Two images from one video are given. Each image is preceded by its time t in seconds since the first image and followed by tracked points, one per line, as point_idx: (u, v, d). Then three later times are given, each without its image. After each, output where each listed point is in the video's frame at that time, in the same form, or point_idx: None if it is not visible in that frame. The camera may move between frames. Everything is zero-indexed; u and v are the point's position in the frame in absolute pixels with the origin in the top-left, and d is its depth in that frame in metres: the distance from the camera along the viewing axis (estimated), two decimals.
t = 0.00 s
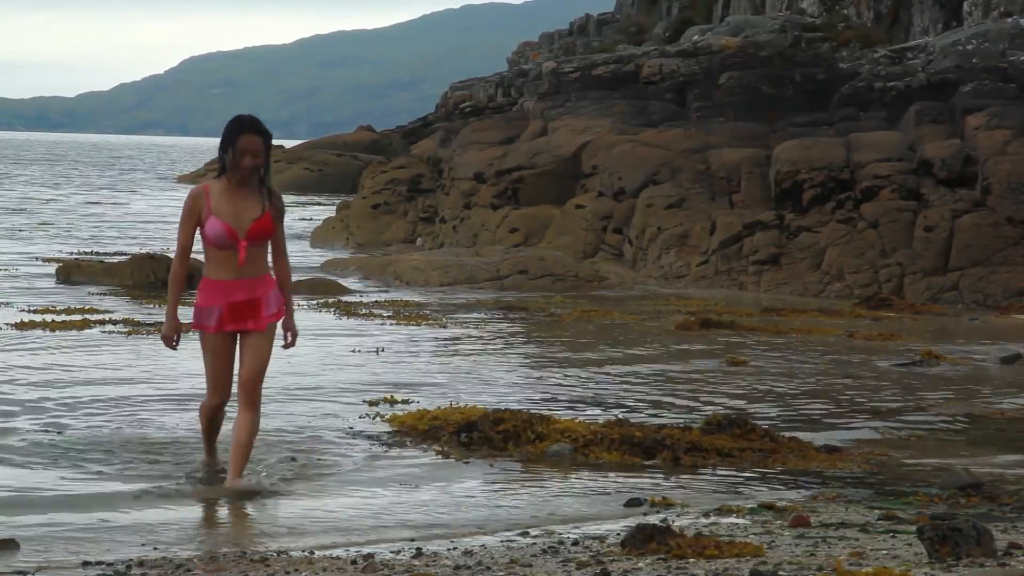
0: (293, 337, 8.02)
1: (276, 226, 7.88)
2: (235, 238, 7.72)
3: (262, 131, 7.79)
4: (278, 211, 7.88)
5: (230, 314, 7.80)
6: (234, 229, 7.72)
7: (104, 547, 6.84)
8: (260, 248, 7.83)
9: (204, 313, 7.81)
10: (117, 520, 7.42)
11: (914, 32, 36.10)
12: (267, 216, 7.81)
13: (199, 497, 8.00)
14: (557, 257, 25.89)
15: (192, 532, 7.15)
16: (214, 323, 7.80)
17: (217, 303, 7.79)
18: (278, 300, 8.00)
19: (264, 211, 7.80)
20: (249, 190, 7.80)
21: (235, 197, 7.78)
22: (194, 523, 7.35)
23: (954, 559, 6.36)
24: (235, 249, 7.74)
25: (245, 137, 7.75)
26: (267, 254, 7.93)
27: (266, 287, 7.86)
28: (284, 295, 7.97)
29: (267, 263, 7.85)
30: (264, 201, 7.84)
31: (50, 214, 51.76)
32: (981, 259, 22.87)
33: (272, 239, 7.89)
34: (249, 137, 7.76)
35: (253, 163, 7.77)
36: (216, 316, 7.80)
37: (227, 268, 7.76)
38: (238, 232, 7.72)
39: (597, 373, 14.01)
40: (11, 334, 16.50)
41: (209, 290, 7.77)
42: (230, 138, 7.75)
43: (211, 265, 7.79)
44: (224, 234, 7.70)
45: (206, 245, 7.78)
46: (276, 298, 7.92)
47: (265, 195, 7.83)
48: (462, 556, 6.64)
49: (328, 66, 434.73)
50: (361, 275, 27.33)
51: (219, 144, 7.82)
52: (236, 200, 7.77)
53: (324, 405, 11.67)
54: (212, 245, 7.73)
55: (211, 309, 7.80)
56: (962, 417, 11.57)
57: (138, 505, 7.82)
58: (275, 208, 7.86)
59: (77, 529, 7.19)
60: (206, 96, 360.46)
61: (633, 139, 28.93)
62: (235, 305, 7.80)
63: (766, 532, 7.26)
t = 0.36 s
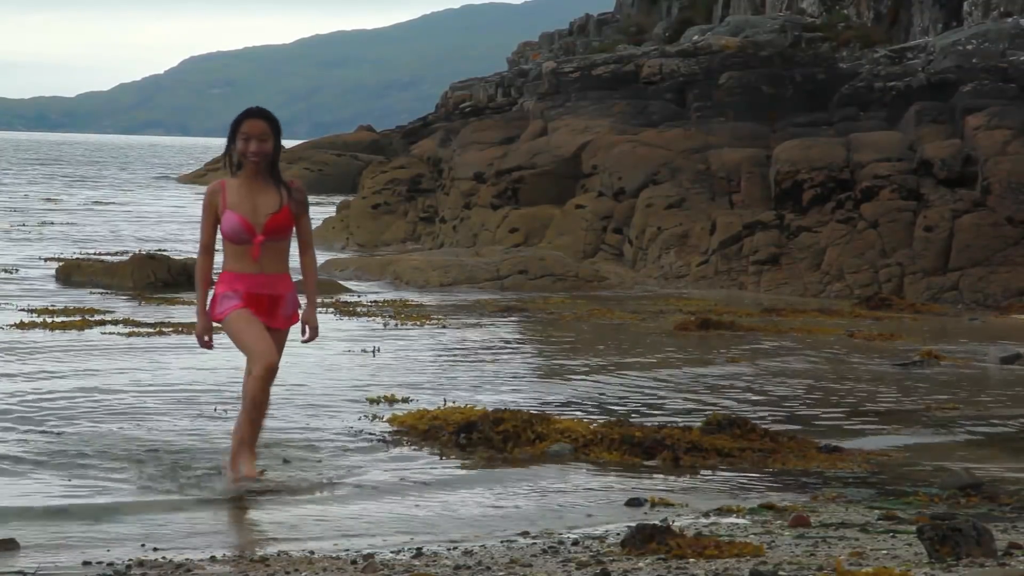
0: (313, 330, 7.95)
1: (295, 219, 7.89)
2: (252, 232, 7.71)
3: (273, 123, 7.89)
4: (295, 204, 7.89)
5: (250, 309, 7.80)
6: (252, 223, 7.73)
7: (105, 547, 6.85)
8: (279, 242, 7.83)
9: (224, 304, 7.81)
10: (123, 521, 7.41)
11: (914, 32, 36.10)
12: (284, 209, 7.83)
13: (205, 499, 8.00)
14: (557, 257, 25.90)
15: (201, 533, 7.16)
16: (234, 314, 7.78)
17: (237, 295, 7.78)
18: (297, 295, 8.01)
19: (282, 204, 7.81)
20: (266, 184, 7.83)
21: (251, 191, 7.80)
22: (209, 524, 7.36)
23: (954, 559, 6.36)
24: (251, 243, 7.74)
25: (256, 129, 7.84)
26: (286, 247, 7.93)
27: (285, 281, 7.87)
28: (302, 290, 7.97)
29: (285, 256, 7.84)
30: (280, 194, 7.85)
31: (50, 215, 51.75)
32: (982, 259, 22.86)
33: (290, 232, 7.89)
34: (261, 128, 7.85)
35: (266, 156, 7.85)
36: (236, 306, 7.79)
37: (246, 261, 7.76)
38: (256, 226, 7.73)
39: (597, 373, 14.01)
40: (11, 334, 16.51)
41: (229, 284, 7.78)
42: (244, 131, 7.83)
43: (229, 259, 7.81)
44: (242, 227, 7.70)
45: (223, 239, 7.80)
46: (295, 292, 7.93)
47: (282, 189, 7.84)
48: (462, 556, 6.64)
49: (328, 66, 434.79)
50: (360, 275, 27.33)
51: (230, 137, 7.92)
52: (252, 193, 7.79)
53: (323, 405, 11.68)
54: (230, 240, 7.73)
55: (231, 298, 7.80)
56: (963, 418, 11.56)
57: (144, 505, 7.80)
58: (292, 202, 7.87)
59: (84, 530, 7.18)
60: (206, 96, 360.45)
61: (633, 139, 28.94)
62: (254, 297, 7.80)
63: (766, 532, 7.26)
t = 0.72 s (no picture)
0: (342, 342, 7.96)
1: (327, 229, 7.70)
2: (289, 240, 7.49)
3: (306, 129, 7.69)
4: (328, 213, 7.68)
5: (280, 318, 7.53)
6: (288, 229, 7.50)
7: (106, 546, 6.85)
8: (311, 252, 7.62)
9: (253, 315, 7.49)
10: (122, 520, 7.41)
11: (914, 32, 36.11)
12: (317, 217, 7.61)
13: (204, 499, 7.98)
14: (557, 257, 25.91)
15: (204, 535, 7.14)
16: (265, 325, 7.48)
17: (269, 305, 7.49)
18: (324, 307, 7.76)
19: (317, 213, 7.61)
20: (300, 191, 7.62)
21: (284, 197, 7.57)
22: (212, 526, 7.34)
23: (954, 559, 6.36)
24: (287, 251, 7.50)
25: (292, 134, 7.63)
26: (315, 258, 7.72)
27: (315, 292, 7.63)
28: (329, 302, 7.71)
29: (317, 267, 7.62)
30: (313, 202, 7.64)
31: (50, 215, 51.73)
32: (982, 259, 22.84)
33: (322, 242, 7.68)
34: (295, 133, 7.64)
35: (301, 162, 7.64)
36: (267, 316, 7.49)
37: (277, 269, 7.50)
38: (289, 233, 7.50)
39: (597, 373, 14.02)
40: (13, 334, 16.53)
41: (259, 292, 7.49)
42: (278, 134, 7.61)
43: (260, 267, 7.53)
44: (275, 234, 7.47)
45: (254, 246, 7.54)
46: (322, 305, 7.71)
47: (315, 198, 7.65)
48: (462, 556, 6.64)
49: (328, 67, 435.02)
50: (360, 275, 27.32)
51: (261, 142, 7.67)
52: (286, 200, 7.57)
53: (323, 405, 11.68)
54: (264, 246, 7.48)
55: (261, 310, 7.49)
56: (963, 417, 11.56)
57: (148, 505, 7.80)
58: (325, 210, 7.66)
59: (83, 530, 7.18)
60: (206, 96, 360.59)
61: (633, 139, 28.95)
62: (287, 307, 7.52)
63: (766, 533, 7.26)
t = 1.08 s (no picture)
0: (370, 335, 7.38)
1: (349, 218, 7.26)
2: (307, 230, 7.09)
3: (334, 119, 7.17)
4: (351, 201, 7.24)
5: (301, 312, 7.14)
6: (307, 220, 7.09)
7: (107, 547, 6.85)
8: (332, 242, 7.20)
9: (273, 309, 7.12)
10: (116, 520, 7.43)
11: (914, 32, 36.10)
12: (339, 206, 7.17)
13: (205, 500, 7.96)
14: (557, 257, 25.91)
15: (202, 535, 7.14)
16: (284, 320, 7.12)
17: (288, 298, 7.11)
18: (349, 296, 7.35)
19: (338, 203, 7.17)
20: (322, 180, 7.17)
21: (306, 186, 7.13)
22: (213, 526, 7.33)
23: (954, 559, 6.36)
24: (306, 242, 7.11)
25: (315, 124, 7.12)
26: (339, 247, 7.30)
27: (338, 282, 7.21)
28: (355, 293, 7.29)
29: (338, 257, 7.22)
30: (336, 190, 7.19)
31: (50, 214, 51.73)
32: (982, 259, 22.81)
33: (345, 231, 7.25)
34: (320, 124, 7.13)
35: (326, 153, 7.14)
36: (286, 312, 7.11)
37: (297, 262, 7.12)
38: (309, 224, 7.08)
39: (597, 373, 14.02)
40: (13, 334, 16.54)
41: (278, 286, 7.12)
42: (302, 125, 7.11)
43: (278, 258, 7.16)
44: (294, 226, 7.06)
45: (274, 238, 7.14)
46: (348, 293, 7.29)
47: (337, 186, 7.19)
48: (462, 556, 6.64)
49: (328, 66, 435.00)
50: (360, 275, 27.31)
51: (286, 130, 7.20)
52: (307, 189, 7.13)
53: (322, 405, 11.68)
54: (283, 238, 7.09)
55: (280, 305, 7.12)
56: (962, 417, 11.56)
57: (148, 506, 7.80)
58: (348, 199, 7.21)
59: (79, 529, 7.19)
60: (206, 96, 360.61)
61: (633, 139, 28.96)
62: (307, 301, 7.14)
63: (766, 532, 7.26)
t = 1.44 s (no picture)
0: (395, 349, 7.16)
1: (384, 228, 7.04)
2: (341, 242, 6.89)
3: (374, 129, 6.91)
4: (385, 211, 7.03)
5: (335, 325, 6.94)
6: (340, 231, 6.88)
7: (106, 547, 6.84)
8: (366, 253, 7.00)
9: (308, 323, 6.94)
10: (112, 518, 7.47)
11: (914, 32, 36.10)
12: (373, 217, 6.96)
13: (204, 501, 7.96)
14: (557, 257, 25.90)
15: (198, 532, 7.19)
16: (318, 333, 6.92)
17: (321, 312, 6.92)
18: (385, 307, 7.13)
19: (372, 214, 6.95)
20: (356, 190, 6.95)
21: (340, 197, 6.93)
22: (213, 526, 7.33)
23: (954, 559, 6.36)
24: (339, 253, 6.91)
25: (354, 136, 6.91)
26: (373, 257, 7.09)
27: (372, 293, 7.00)
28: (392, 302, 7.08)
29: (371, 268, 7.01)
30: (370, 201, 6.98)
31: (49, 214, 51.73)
32: (982, 259, 22.79)
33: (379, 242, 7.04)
34: (358, 135, 6.89)
35: (362, 164, 6.92)
36: (319, 325, 6.93)
37: (329, 274, 6.93)
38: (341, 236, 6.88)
39: (596, 373, 14.01)
40: (13, 334, 16.53)
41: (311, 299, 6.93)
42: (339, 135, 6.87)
43: (311, 270, 6.97)
44: (326, 238, 6.87)
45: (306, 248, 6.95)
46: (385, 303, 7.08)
47: (372, 196, 6.98)
48: (462, 557, 6.63)
49: (328, 66, 434.95)
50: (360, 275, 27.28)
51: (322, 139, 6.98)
52: (341, 200, 6.92)
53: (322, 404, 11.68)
54: (316, 249, 6.90)
55: (313, 317, 6.93)
56: (961, 417, 11.56)
57: (148, 505, 7.80)
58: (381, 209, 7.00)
59: (76, 528, 7.23)
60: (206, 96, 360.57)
61: (633, 139, 28.97)
62: (342, 315, 6.93)
63: (766, 532, 7.26)
